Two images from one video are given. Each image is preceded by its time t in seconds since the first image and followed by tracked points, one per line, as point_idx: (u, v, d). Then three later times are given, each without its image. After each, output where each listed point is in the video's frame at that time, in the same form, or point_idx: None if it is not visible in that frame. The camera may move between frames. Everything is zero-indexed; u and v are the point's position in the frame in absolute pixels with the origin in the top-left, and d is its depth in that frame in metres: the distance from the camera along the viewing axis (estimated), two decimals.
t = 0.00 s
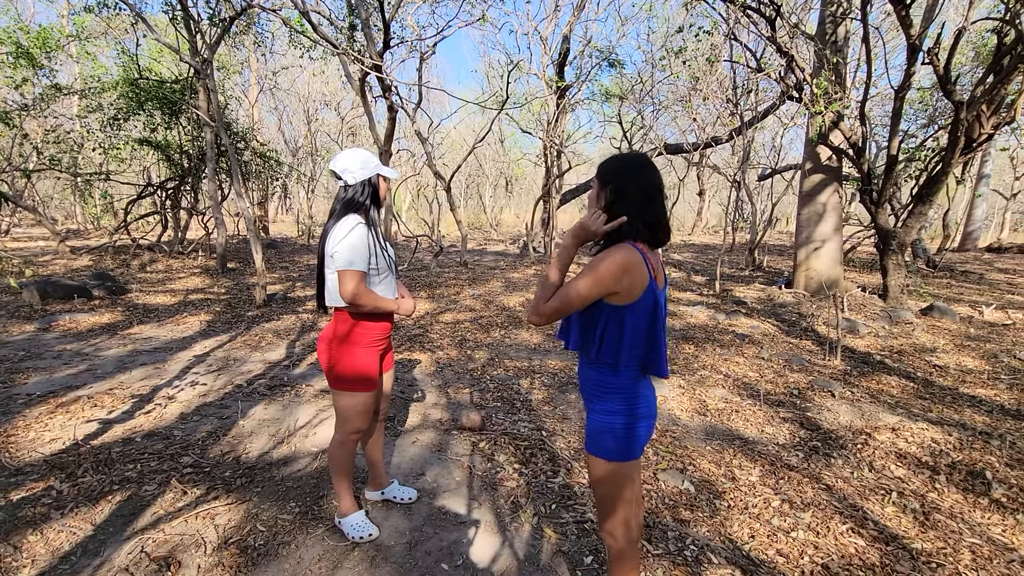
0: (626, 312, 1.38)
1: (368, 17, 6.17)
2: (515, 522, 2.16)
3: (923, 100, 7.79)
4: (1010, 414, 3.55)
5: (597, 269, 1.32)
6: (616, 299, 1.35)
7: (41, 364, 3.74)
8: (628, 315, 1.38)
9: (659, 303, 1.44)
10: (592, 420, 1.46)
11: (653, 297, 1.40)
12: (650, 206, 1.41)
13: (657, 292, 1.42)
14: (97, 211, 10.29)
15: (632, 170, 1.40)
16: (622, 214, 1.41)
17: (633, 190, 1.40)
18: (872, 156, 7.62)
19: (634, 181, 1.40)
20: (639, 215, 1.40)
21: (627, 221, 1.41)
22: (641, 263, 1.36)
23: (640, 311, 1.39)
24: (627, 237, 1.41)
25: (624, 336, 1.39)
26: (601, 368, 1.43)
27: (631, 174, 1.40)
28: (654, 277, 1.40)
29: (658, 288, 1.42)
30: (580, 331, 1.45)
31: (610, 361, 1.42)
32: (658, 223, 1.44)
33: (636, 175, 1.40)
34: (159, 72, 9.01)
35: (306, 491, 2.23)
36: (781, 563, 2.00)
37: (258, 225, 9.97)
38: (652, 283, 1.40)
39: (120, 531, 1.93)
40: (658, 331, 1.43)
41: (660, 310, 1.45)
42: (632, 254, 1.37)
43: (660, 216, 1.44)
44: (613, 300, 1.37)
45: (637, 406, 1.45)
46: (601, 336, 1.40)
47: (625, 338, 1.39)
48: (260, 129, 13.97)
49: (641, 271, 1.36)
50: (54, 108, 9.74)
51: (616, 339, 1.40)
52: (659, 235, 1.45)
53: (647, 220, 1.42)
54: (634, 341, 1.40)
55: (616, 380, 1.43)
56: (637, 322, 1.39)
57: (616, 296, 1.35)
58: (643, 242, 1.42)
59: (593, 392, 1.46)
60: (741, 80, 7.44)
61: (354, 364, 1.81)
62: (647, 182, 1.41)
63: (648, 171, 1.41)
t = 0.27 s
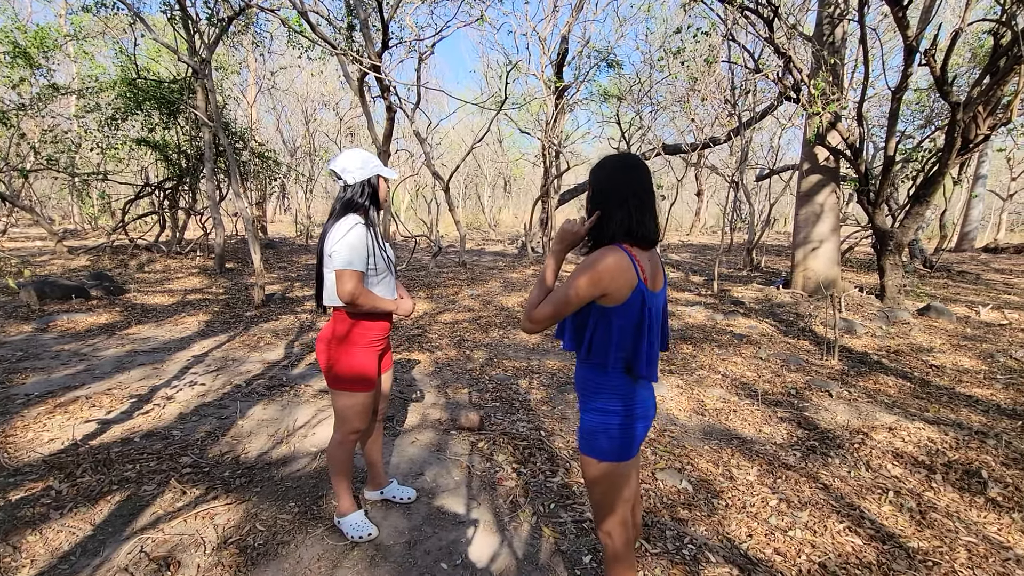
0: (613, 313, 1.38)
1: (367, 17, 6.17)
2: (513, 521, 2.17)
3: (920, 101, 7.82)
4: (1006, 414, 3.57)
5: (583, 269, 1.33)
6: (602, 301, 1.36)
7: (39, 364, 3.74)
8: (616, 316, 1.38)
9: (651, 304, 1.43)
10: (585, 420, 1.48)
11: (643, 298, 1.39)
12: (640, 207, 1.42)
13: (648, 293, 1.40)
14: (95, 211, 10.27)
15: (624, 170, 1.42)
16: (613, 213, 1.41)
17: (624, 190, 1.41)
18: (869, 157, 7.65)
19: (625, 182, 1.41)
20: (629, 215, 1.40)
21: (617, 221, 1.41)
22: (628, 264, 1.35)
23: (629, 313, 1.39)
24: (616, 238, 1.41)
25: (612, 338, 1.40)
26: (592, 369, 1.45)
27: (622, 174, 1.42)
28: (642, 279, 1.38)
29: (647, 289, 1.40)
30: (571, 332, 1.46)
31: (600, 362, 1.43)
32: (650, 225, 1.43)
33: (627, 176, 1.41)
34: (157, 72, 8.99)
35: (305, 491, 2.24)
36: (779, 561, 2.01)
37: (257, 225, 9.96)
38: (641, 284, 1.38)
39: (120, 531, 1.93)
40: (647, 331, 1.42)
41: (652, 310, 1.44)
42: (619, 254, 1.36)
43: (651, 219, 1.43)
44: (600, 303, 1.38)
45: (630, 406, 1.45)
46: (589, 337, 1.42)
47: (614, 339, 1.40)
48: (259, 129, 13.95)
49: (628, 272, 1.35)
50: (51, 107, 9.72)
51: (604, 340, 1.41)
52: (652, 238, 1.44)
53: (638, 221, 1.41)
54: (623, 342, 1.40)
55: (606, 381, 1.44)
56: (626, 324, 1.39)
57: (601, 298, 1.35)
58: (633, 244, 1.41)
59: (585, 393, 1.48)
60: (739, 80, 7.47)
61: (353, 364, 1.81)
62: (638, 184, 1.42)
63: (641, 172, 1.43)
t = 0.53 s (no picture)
0: (606, 316, 1.38)
1: (365, 18, 6.17)
2: (511, 522, 2.17)
3: (917, 102, 7.85)
4: (1002, 413, 3.59)
5: (575, 271, 1.33)
6: (594, 304, 1.36)
7: (37, 365, 3.73)
8: (608, 319, 1.39)
9: (645, 307, 1.43)
10: (580, 422, 1.49)
11: (636, 301, 1.39)
12: (634, 209, 1.42)
13: (641, 296, 1.40)
14: (92, 211, 10.24)
15: (618, 171, 1.42)
16: (607, 215, 1.42)
17: (617, 192, 1.42)
18: (867, 157, 7.67)
19: (618, 183, 1.42)
20: (622, 217, 1.41)
21: (610, 223, 1.42)
22: (621, 267, 1.35)
23: (622, 316, 1.39)
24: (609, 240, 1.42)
25: (604, 341, 1.40)
26: (586, 371, 1.46)
27: (616, 175, 1.42)
28: (635, 282, 1.38)
29: (639, 291, 1.39)
30: (566, 336, 1.47)
31: (593, 364, 1.44)
32: (643, 228, 1.43)
33: (621, 177, 1.42)
34: (155, 72, 8.98)
35: (303, 492, 2.24)
36: (776, 562, 2.02)
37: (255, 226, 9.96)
38: (634, 287, 1.38)
39: (118, 532, 1.93)
40: (641, 333, 1.42)
41: (646, 313, 1.43)
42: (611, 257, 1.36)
43: (644, 221, 1.44)
44: (594, 306, 1.38)
45: (626, 408, 1.46)
46: (582, 341, 1.43)
47: (607, 342, 1.40)
48: (257, 129, 13.94)
49: (620, 275, 1.35)
50: (48, 107, 9.70)
51: (597, 343, 1.41)
52: (646, 241, 1.44)
53: (631, 224, 1.42)
54: (616, 344, 1.40)
55: (599, 384, 1.44)
56: (619, 326, 1.40)
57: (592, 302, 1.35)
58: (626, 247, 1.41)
59: (580, 395, 1.49)
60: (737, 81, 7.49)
61: (352, 364, 1.82)
62: (632, 186, 1.43)
63: (635, 174, 1.44)
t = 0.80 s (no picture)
0: (606, 319, 1.38)
1: (364, 17, 6.16)
2: (511, 522, 2.17)
3: (914, 103, 7.87)
4: (999, 413, 3.60)
5: (577, 273, 1.33)
6: (595, 308, 1.36)
7: (34, 365, 3.72)
8: (608, 322, 1.38)
9: (645, 309, 1.42)
10: (582, 425, 1.49)
11: (636, 303, 1.38)
12: (633, 208, 1.42)
13: (641, 299, 1.40)
14: (90, 211, 10.21)
15: (616, 172, 1.43)
16: (606, 216, 1.42)
17: (616, 193, 1.42)
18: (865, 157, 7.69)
19: (617, 183, 1.42)
20: (622, 218, 1.41)
21: (610, 223, 1.42)
22: (621, 270, 1.35)
23: (622, 319, 1.39)
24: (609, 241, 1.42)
25: (605, 344, 1.40)
26: (586, 374, 1.46)
27: (615, 175, 1.43)
28: (635, 283, 1.38)
29: (639, 293, 1.39)
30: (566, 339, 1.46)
31: (595, 367, 1.44)
32: (642, 227, 1.44)
33: (619, 176, 1.42)
34: (153, 71, 8.96)
35: (303, 492, 2.24)
36: (774, 561, 2.03)
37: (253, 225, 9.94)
38: (634, 288, 1.38)
39: (116, 533, 1.93)
40: (641, 336, 1.42)
41: (646, 316, 1.43)
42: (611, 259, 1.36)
43: (643, 221, 1.44)
44: (597, 308, 1.37)
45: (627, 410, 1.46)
46: (582, 344, 1.42)
47: (607, 345, 1.40)
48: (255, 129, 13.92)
49: (621, 277, 1.35)
50: (46, 107, 9.67)
51: (598, 346, 1.41)
52: (645, 241, 1.45)
53: (630, 224, 1.42)
54: (616, 348, 1.40)
55: (599, 386, 1.44)
56: (619, 330, 1.39)
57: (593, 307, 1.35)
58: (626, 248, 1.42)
59: (581, 397, 1.49)
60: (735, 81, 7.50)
61: (351, 364, 1.82)
62: (631, 187, 1.43)
63: (634, 173, 1.44)
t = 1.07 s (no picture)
0: (609, 325, 1.38)
1: (362, 17, 6.14)
2: (512, 524, 2.16)
3: (913, 103, 7.89)
4: (999, 413, 3.61)
5: (581, 278, 1.32)
6: (598, 315, 1.35)
7: (31, 366, 3.70)
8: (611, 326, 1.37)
9: (648, 313, 1.41)
10: (589, 431, 1.48)
11: (638, 308, 1.38)
12: (633, 209, 1.42)
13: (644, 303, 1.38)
14: (87, 211, 10.18)
15: (616, 174, 1.43)
16: (606, 218, 1.41)
17: (616, 193, 1.41)
18: (863, 158, 7.69)
19: (616, 184, 1.42)
20: (622, 219, 1.40)
21: (611, 225, 1.41)
22: (621, 272, 1.34)
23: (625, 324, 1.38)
24: (610, 243, 1.41)
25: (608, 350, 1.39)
26: (590, 381, 1.45)
27: (613, 177, 1.43)
28: (636, 286, 1.37)
29: (642, 297, 1.38)
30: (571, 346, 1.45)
31: (600, 373, 1.43)
32: (642, 228, 1.43)
33: (618, 177, 1.42)
34: (151, 71, 8.93)
35: (302, 495, 2.22)
36: (777, 563, 2.02)
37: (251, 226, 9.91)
38: (636, 292, 1.37)
39: (115, 536, 1.91)
40: (644, 341, 1.41)
41: (650, 321, 1.42)
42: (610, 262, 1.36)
43: (644, 221, 1.43)
44: (602, 314, 1.36)
45: (633, 415, 1.45)
46: (587, 351, 1.41)
47: (611, 352, 1.39)
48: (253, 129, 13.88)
49: (622, 279, 1.34)
50: (43, 106, 9.62)
51: (603, 352, 1.40)
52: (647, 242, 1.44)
53: (631, 225, 1.41)
54: (620, 353, 1.40)
55: (603, 392, 1.43)
56: (622, 334, 1.39)
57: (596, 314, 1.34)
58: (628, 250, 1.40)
59: (585, 403, 1.48)
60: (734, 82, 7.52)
61: (352, 366, 1.80)
62: (630, 186, 1.43)
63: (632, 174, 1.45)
